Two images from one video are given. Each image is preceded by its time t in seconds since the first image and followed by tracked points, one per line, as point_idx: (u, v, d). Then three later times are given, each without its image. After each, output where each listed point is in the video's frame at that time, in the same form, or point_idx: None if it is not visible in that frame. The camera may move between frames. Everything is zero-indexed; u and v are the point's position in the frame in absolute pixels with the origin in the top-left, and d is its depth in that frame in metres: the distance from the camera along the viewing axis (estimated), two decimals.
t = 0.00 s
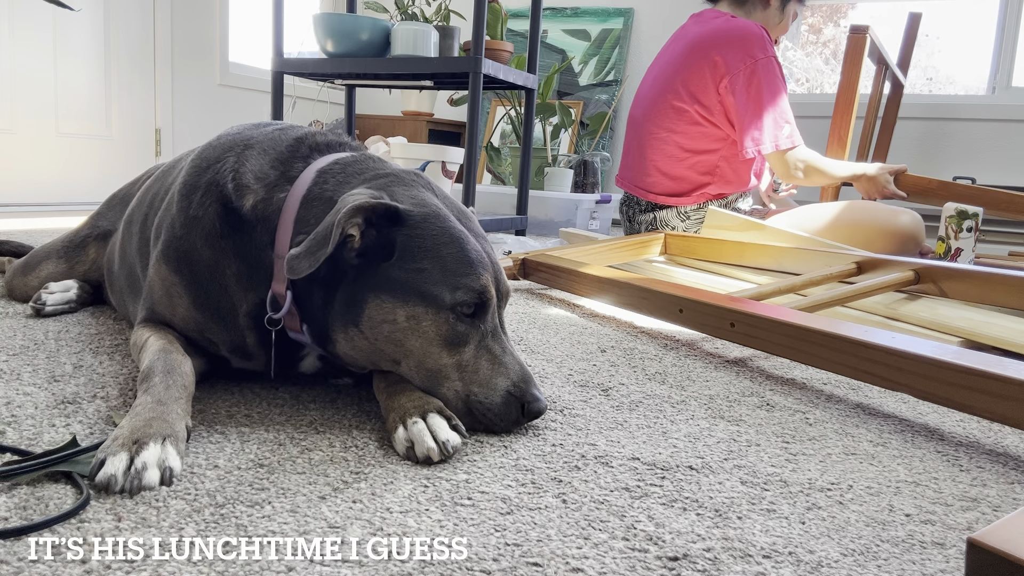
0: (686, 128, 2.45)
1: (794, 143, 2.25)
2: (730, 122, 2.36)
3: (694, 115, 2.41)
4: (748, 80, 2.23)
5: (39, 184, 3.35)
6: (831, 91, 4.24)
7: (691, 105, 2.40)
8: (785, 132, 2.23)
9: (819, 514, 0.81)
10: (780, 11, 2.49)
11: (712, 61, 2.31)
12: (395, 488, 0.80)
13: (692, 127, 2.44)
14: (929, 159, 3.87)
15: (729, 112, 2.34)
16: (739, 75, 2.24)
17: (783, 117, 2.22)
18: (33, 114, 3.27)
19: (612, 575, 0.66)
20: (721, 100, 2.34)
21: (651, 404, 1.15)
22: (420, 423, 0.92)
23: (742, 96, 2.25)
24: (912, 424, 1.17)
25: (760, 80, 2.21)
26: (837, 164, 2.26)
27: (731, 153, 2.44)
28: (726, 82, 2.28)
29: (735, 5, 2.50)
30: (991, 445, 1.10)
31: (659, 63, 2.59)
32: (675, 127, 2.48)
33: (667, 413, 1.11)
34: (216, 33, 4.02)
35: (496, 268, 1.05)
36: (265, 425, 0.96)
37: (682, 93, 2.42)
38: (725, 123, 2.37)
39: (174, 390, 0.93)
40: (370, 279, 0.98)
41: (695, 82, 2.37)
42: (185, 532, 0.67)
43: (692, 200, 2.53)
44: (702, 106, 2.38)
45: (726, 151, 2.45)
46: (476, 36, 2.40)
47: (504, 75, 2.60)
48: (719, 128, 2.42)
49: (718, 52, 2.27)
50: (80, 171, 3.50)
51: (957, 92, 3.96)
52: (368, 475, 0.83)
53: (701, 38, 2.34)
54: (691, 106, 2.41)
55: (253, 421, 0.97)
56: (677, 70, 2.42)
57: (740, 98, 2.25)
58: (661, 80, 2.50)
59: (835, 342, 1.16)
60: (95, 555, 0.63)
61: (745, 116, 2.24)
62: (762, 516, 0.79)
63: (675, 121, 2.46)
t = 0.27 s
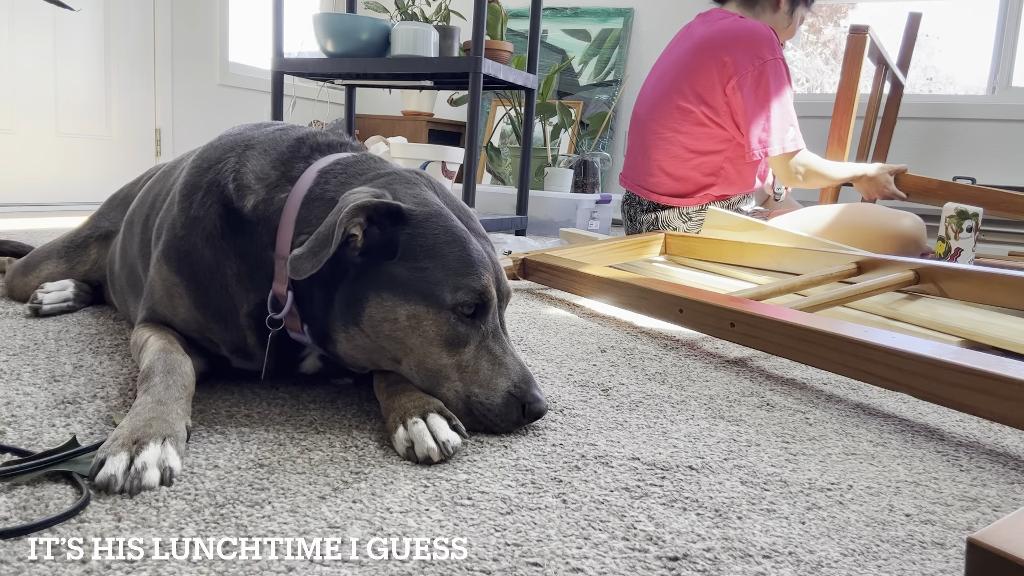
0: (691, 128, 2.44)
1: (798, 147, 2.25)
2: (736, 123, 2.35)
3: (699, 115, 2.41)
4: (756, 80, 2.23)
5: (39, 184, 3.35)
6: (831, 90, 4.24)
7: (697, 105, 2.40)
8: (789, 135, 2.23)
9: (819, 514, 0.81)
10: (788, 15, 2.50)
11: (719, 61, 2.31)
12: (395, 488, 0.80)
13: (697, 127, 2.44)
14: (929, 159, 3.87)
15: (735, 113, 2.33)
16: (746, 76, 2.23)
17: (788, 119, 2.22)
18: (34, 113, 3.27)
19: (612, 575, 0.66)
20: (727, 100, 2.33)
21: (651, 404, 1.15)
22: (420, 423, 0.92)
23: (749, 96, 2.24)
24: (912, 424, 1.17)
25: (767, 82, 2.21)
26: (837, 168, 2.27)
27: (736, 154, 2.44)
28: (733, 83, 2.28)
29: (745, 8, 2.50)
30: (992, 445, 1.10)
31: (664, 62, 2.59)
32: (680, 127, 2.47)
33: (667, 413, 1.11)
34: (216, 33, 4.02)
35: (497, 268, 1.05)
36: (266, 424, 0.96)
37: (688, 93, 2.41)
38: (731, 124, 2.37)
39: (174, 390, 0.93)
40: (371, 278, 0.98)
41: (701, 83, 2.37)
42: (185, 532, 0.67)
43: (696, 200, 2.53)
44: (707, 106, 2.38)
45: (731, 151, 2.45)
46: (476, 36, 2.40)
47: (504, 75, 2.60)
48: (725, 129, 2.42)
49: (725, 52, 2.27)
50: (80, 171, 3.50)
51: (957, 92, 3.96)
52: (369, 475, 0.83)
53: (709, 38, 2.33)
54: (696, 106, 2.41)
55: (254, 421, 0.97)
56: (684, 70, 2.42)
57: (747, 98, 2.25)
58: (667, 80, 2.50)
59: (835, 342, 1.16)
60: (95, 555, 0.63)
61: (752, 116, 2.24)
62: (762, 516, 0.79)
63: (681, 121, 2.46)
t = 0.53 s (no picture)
0: (693, 128, 2.44)
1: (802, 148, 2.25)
2: (738, 123, 2.35)
3: (701, 116, 2.41)
4: (758, 80, 2.22)
5: (39, 185, 3.35)
6: (831, 90, 4.24)
7: (699, 105, 2.40)
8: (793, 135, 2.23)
9: (819, 514, 0.81)
10: (790, 18, 2.50)
11: (721, 61, 2.30)
12: (395, 488, 0.80)
13: (699, 128, 2.44)
14: (929, 159, 3.87)
15: (736, 113, 2.33)
16: (748, 77, 2.23)
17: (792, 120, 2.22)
18: (34, 114, 3.28)
19: (612, 575, 0.66)
20: (729, 100, 2.33)
21: (651, 404, 1.15)
22: (420, 423, 0.92)
23: (751, 96, 2.24)
24: (911, 424, 1.17)
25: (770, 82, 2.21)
26: (838, 168, 2.31)
27: (737, 153, 2.44)
28: (735, 83, 2.27)
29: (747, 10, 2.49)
30: (991, 445, 1.10)
31: (666, 62, 2.59)
32: (682, 127, 2.47)
33: (667, 413, 1.11)
34: (216, 33, 4.02)
35: (498, 268, 1.06)
36: (266, 424, 0.96)
37: (691, 93, 2.41)
38: (732, 124, 2.37)
39: (175, 390, 0.93)
40: (371, 281, 0.98)
41: (703, 83, 2.37)
42: (185, 532, 0.67)
43: (697, 200, 2.54)
44: (709, 106, 2.38)
45: (732, 151, 2.44)
46: (476, 36, 2.40)
47: (504, 75, 2.60)
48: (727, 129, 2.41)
49: (728, 52, 2.26)
50: (80, 171, 3.50)
51: (957, 92, 3.96)
52: (369, 475, 0.83)
53: (711, 38, 2.32)
54: (698, 106, 2.41)
55: (254, 420, 0.97)
56: (686, 70, 2.42)
57: (749, 98, 2.24)
58: (669, 80, 2.49)
59: (835, 342, 1.16)
60: (95, 555, 0.63)
61: (753, 116, 2.24)
62: (762, 516, 0.79)
63: (683, 121, 2.46)
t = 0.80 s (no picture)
0: (692, 127, 2.44)
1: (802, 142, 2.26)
2: (736, 122, 2.34)
3: (700, 114, 2.40)
4: (756, 77, 2.22)
5: (40, 185, 3.35)
6: (831, 90, 4.24)
7: (698, 104, 2.39)
8: (793, 131, 2.24)
9: (819, 514, 0.81)
10: (784, 18, 2.51)
11: (719, 60, 2.30)
12: (395, 488, 0.80)
13: (698, 126, 2.43)
14: (929, 159, 3.87)
15: (735, 111, 2.33)
16: (745, 75, 2.22)
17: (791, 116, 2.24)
18: (34, 114, 3.28)
19: (612, 575, 0.66)
20: (728, 98, 2.32)
21: (651, 404, 1.15)
22: (420, 423, 0.92)
23: (750, 93, 2.23)
24: (912, 424, 1.17)
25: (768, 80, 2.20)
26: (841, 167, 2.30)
27: (737, 152, 2.43)
28: (733, 81, 2.27)
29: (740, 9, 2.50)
30: (992, 445, 1.10)
31: (664, 62, 2.58)
32: (681, 126, 2.47)
33: (667, 413, 1.11)
34: (216, 34, 4.02)
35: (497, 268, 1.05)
36: (266, 424, 0.96)
37: (689, 92, 2.41)
38: (731, 122, 2.36)
39: (175, 390, 0.93)
40: (370, 284, 0.98)
41: (702, 81, 2.37)
42: (185, 532, 0.67)
43: (697, 199, 2.53)
44: (708, 105, 2.37)
45: (732, 150, 2.44)
46: (476, 36, 2.40)
47: (504, 75, 2.60)
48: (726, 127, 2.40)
49: (726, 51, 2.26)
50: (81, 171, 3.50)
51: (957, 92, 3.96)
52: (368, 475, 0.83)
53: (710, 37, 2.32)
54: (697, 105, 2.40)
55: (254, 421, 0.97)
56: (684, 69, 2.41)
57: (748, 96, 2.23)
58: (668, 79, 2.49)
59: (834, 343, 1.16)
60: (95, 554, 0.63)
61: (753, 113, 2.23)
62: (762, 516, 0.79)
63: (681, 120, 2.46)
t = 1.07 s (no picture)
0: (686, 124, 2.44)
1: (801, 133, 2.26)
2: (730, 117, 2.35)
3: (694, 112, 2.40)
4: (748, 71, 2.22)
5: (39, 185, 3.35)
6: (831, 90, 4.24)
7: (691, 101, 2.40)
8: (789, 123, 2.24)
9: (819, 514, 0.81)
10: (769, 13, 2.50)
11: (709, 56, 2.31)
12: (395, 488, 0.80)
13: (692, 124, 2.43)
14: (929, 159, 3.87)
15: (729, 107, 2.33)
16: (737, 70, 2.23)
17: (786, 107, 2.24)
18: (34, 114, 3.28)
19: (612, 575, 0.66)
20: (721, 94, 2.33)
21: (651, 404, 1.15)
22: (420, 423, 0.92)
23: (743, 88, 2.24)
24: (912, 424, 1.17)
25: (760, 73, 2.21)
26: (842, 163, 2.31)
27: (732, 147, 2.44)
28: (725, 76, 2.28)
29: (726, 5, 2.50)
30: (992, 445, 1.10)
31: (654, 62, 2.59)
32: (675, 124, 2.47)
33: (667, 413, 1.11)
34: (216, 33, 4.02)
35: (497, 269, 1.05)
36: (266, 424, 0.96)
37: (682, 89, 2.41)
38: (725, 117, 2.37)
39: (175, 389, 0.93)
40: (369, 285, 0.98)
41: (694, 79, 2.37)
42: (185, 532, 0.67)
43: (696, 196, 2.53)
44: (701, 102, 2.38)
45: (727, 145, 2.44)
46: (476, 36, 2.40)
47: (504, 75, 2.60)
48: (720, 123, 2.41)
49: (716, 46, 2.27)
50: (81, 171, 3.50)
51: (957, 92, 3.96)
52: (368, 475, 0.83)
53: (699, 34, 2.33)
54: (690, 102, 2.40)
55: (254, 421, 0.97)
56: (675, 68, 2.42)
57: (741, 90, 2.24)
58: (660, 77, 2.49)
59: (835, 343, 1.16)
60: (95, 555, 0.63)
61: (747, 107, 2.23)
62: (762, 516, 0.79)
63: (676, 118, 2.46)
